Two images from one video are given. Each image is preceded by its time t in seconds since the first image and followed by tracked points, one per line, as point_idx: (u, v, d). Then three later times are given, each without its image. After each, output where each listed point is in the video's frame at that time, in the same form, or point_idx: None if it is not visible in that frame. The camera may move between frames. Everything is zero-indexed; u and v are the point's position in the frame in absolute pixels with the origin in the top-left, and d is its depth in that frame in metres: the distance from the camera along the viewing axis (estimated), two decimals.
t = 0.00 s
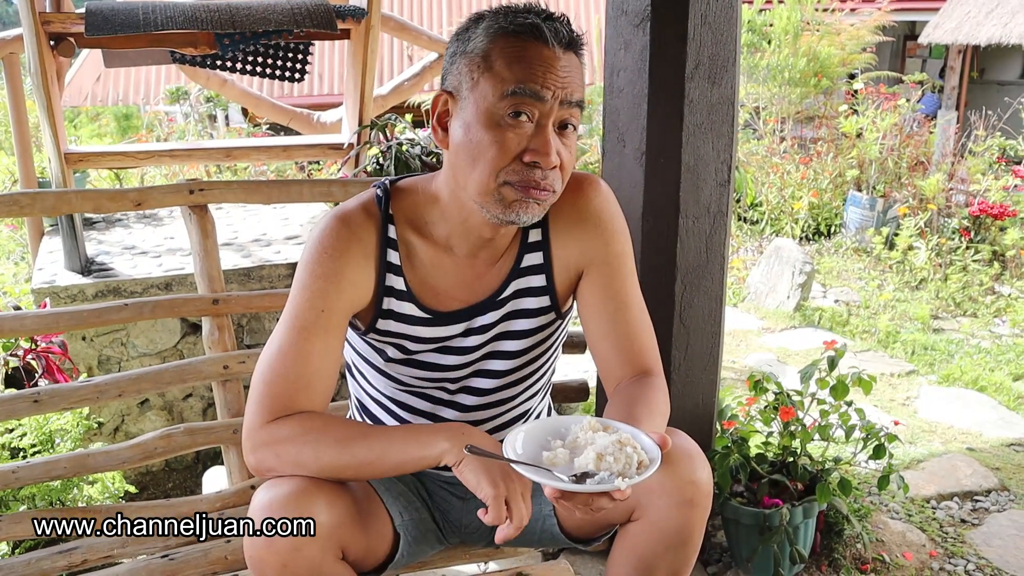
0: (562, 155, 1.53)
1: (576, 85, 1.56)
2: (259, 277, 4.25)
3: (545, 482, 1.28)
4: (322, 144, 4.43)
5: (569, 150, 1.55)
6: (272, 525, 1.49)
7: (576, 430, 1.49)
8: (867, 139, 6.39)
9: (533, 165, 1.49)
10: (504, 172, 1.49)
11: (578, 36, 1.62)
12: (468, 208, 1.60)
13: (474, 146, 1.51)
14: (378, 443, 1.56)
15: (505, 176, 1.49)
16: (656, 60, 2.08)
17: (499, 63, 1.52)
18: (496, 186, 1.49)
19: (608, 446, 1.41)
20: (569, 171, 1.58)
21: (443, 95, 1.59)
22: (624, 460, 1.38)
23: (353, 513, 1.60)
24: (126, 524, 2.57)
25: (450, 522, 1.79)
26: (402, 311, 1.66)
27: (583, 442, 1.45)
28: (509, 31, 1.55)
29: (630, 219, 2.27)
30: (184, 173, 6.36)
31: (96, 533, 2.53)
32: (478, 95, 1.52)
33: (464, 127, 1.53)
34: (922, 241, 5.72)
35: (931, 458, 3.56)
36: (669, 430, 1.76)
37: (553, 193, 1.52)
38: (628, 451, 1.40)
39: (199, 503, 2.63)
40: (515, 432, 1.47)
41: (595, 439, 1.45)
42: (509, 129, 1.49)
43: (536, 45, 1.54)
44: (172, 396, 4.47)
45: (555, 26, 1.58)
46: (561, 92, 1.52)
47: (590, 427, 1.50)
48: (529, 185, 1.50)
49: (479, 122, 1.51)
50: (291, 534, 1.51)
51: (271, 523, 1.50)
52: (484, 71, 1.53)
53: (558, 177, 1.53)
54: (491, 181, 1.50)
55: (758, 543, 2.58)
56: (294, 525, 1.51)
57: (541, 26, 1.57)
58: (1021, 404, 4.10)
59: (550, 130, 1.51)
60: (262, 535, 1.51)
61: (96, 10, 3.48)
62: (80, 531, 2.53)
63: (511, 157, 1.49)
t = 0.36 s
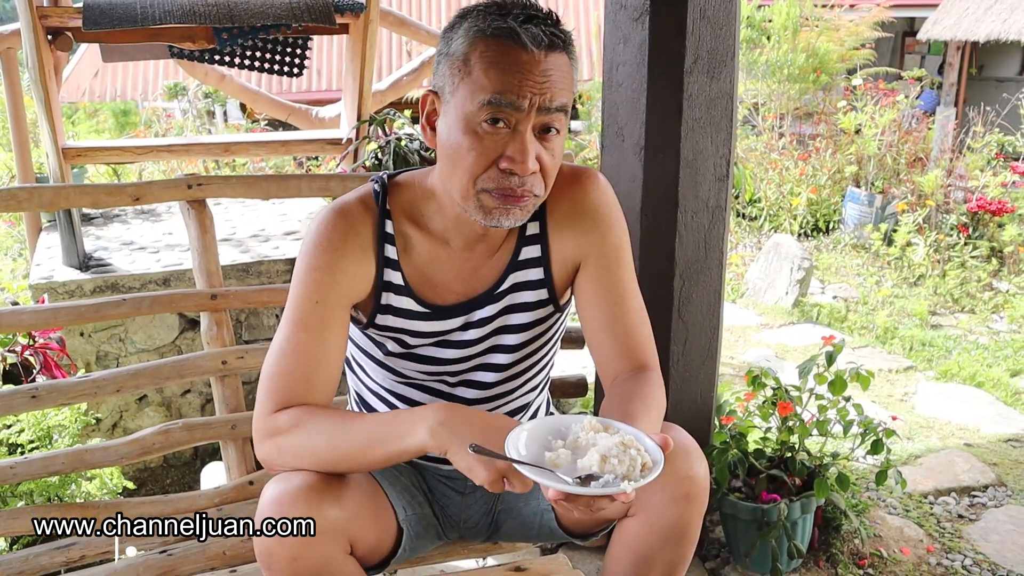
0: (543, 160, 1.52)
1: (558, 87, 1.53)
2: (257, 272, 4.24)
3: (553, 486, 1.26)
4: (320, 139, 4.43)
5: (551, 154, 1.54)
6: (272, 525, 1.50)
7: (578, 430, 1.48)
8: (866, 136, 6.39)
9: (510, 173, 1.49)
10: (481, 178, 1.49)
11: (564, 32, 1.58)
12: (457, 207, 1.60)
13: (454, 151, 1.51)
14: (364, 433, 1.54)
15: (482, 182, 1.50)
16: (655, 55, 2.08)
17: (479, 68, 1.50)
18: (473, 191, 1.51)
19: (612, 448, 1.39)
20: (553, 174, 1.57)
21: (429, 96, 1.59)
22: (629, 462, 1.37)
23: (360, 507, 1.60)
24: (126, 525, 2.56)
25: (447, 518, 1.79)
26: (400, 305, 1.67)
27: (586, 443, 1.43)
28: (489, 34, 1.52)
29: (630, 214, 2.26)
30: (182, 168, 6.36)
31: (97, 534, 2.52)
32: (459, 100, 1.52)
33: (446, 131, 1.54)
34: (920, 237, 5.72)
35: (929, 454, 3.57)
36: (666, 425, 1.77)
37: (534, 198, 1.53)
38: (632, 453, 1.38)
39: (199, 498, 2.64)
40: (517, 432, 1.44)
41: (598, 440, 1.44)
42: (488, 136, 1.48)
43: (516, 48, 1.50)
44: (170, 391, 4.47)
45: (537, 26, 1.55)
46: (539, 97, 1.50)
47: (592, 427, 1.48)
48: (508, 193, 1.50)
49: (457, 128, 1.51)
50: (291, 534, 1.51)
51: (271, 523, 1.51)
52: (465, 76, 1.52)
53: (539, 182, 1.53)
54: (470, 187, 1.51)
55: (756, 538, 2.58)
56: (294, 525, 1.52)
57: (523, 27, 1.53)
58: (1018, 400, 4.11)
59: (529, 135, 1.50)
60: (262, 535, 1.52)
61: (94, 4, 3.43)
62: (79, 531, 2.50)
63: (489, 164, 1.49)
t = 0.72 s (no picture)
0: (518, 169, 1.52)
1: (528, 95, 1.50)
2: (255, 268, 4.23)
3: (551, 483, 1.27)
4: (318, 135, 4.43)
5: (528, 163, 1.53)
6: (273, 525, 1.50)
7: (576, 430, 1.48)
8: (863, 132, 6.41)
9: (484, 186, 1.50)
10: (457, 192, 1.52)
11: (533, 37, 1.54)
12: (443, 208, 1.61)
13: (430, 163, 1.53)
14: (345, 428, 1.48)
15: (459, 195, 1.52)
16: (652, 50, 2.08)
17: (445, 83, 1.49)
18: (452, 203, 1.53)
19: (610, 447, 1.40)
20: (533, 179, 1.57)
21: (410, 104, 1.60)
22: (626, 460, 1.37)
23: (362, 509, 1.57)
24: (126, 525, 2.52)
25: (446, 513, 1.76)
26: (395, 298, 1.67)
27: (584, 442, 1.44)
28: (455, 46, 1.50)
29: (627, 210, 2.27)
30: (179, 165, 6.35)
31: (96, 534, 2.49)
32: (431, 114, 1.52)
33: (423, 142, 1.55)
34: (917, 234, 5.72)
35: (926, 449, 3.58)
36: (666, 419, 1.77)
37: (513, 206, 1.55)
38: (629, 451, 1.39)
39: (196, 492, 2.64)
40: (515, 433, 1.45)
41: (595, 439, 1.44)
42: (459, 151, 1.49)
43: (480, 63, 1.48)
44: (168, 387, 4.47)
45: (502, 36, 1.51)
46: (505, 111, 1.48)
47: (590, 427, 1.49)
48: (485, 205, 1.52)
49: (431, 142, 1.52)
50: (291, 534, 1.51)
51: (272, 523, 1.51)
52: (434, 89, 1.51)
53: (516, 190, 1.53)
54: (448, 198, 1.53)
55: (753, 533, 2.59)
56: (294, 525, 1.52)
57: (487, 38, 1.50)
58: (1015, 396, 4.12)
59: (500, 148, 1.49)
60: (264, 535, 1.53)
61: None
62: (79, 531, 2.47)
63: (462, 178, 1.50)
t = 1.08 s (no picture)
0: (506, 163, 1.52)
1: (513, 88, 1.50)
2: (253, 266, 4.23)
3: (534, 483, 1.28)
4: (316, 133, 4.42)
5: (517, 157, 1.53)
6: (273, 526, 1.49)
7: (563, 430, 1.49)
8: (861, 130, 6.42)
9: (471, 180, 1.50)
10: (446, 185, 1.53)
11: (519, 31, 1.54)
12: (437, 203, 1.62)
13: (419, 157, 1.54)
14: (353, 426, 1.48)
15: (448, 189, 1.53)
16: (651, 48, 2.09)
17: (432, 78, 1.50)
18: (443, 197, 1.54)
19: (595, 447, 1.40)
20: (524, 173, 1.57)
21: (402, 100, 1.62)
22: (611, 459, 1.37)
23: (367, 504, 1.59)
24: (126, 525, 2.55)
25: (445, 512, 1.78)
26: (392, 293, 1.67)
27: (571, 442, 1.44)
28: (441, 41, 1.51)
29: (625, 207, 2.27)
30: (178, 162, 6.35)
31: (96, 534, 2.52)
32: (420, 109, 1.53)
33: (414, 136, 1.56)
34: (915, 231, 5.73)
35: (924, 446, 3.58)
36: (664, 416, 1.77)
37: (503, 199, 1.55)
38: (615, 451, 1.39)
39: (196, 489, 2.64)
40: (501, 435, 1.46)
41: (581, 439, 1.44)
42: (446, 145, 1.49)
43: (465, 58, 1.49)
44: (166, 384, 4.47)
45: (486, 30, 1.52)
46: (490, 107, 1.48)
47: (577, 427, 1.49)
48: (474, 198, 1.53)
49: (419, 139, 1.53)
50: (291, 534, 1.49)
51: (272, 524, 1.49)
52: (422, 85, 1.52)
53: (505, 183, 1.53)
54: (438, 192, 1.54)
55: (751, 530, 2.59)
56: (294, 525, 1.49)
57: (470, 32, 1.51)
58: (1012, 393, 4.13)
59: (486, 142, 1.49)
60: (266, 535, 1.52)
61: None
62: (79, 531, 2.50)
63: (450, 172, 1.51)
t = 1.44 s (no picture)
0: (505, 155, 1.52)
1: (512, 79, 1.50)
2: (252, 265, 4.23)
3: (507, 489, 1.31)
4: (315, 132, 4.42)
5: (516, 148, 1.53)
6: (273, 525, 1.49)
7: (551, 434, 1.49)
8: (860, 129, 6.41)
9: (470, 171, 1.50)
10: (445, 177, 1.52)
11: (518, 22, 1.54)
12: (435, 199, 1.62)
13: (418, 149, 1.54)
14: (350, 423, 1.48)
15: (447, 180, 1.52)
16: (649, 47, 2.09)
17: (431, 70, 1.50)
18: (441, 188, 1.54)
19: (574, 453, 1.40)
20: (524, 166, 1.56)
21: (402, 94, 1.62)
22: (587, 467, 1.37)
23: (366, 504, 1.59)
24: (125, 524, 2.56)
25: (444, 510, 1.80)
26: (392, 291, 1.67)
27: (555, 447, 1.45)
28: (440, 33, 1.51)
29: (624, 206, 2.27)
30: (176, 161, 6.35)
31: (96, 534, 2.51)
32: (419, 101, 1.53)
33: (413, 128, 1.56)
34: (913, 230, 5.73)
35: (922, 445, 3.59)
36: (662, 414, 1.77)
37: (502, 192, 1.54)
38: (592, 458, 1.38)
39: (193, 488, 2.64)
40: (487, 436, 1.48)
41: (565, 444, 1.44)
42: (445, 136, 1.49)
43: (464, 48, 1.49)
44: (165, 383, 4.47)
45: (485, 21, 1.52)
46: (489, 97, 1.48)
47: (564, 431, 1.49)
48: (472, 189, 1.52)
49: (419, 130, 1.53)
50: (291, 534, 1.50)
51: (272, 524, 1.49)
52: (422, 76, 1.52)
53: (504, 176, 1.53)
54: (436, 184, 1.54)
55: (749, 529, 2.59)
56: (294, 525, 1.50)
57: (469, 21, 1.52)
58: (1010, 392, 4.13)
59: (485, 132, 1.49)
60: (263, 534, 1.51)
61: None
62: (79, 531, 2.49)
63: (448, 163, 1.51)
